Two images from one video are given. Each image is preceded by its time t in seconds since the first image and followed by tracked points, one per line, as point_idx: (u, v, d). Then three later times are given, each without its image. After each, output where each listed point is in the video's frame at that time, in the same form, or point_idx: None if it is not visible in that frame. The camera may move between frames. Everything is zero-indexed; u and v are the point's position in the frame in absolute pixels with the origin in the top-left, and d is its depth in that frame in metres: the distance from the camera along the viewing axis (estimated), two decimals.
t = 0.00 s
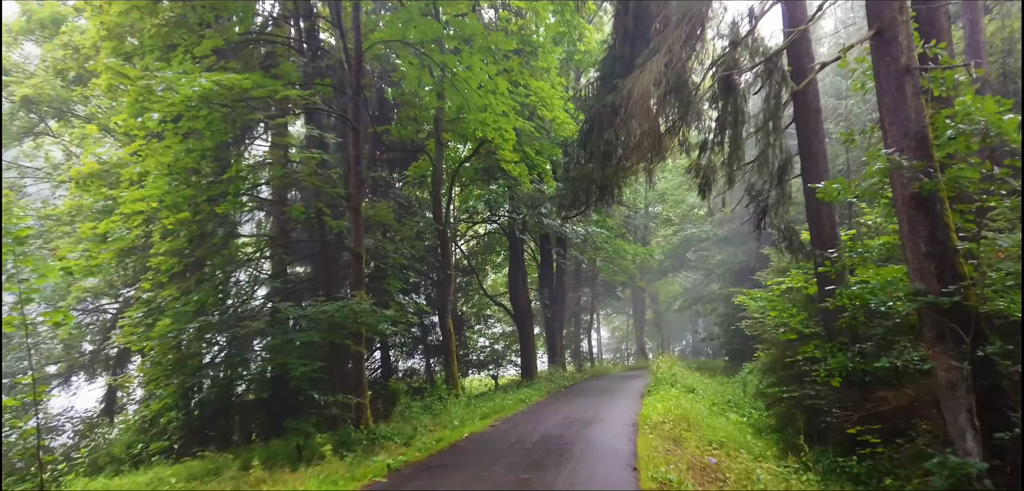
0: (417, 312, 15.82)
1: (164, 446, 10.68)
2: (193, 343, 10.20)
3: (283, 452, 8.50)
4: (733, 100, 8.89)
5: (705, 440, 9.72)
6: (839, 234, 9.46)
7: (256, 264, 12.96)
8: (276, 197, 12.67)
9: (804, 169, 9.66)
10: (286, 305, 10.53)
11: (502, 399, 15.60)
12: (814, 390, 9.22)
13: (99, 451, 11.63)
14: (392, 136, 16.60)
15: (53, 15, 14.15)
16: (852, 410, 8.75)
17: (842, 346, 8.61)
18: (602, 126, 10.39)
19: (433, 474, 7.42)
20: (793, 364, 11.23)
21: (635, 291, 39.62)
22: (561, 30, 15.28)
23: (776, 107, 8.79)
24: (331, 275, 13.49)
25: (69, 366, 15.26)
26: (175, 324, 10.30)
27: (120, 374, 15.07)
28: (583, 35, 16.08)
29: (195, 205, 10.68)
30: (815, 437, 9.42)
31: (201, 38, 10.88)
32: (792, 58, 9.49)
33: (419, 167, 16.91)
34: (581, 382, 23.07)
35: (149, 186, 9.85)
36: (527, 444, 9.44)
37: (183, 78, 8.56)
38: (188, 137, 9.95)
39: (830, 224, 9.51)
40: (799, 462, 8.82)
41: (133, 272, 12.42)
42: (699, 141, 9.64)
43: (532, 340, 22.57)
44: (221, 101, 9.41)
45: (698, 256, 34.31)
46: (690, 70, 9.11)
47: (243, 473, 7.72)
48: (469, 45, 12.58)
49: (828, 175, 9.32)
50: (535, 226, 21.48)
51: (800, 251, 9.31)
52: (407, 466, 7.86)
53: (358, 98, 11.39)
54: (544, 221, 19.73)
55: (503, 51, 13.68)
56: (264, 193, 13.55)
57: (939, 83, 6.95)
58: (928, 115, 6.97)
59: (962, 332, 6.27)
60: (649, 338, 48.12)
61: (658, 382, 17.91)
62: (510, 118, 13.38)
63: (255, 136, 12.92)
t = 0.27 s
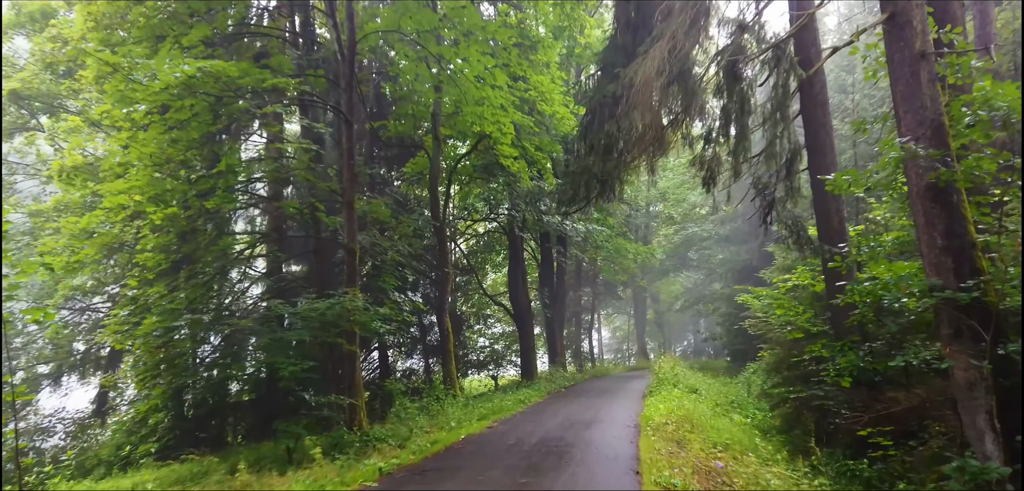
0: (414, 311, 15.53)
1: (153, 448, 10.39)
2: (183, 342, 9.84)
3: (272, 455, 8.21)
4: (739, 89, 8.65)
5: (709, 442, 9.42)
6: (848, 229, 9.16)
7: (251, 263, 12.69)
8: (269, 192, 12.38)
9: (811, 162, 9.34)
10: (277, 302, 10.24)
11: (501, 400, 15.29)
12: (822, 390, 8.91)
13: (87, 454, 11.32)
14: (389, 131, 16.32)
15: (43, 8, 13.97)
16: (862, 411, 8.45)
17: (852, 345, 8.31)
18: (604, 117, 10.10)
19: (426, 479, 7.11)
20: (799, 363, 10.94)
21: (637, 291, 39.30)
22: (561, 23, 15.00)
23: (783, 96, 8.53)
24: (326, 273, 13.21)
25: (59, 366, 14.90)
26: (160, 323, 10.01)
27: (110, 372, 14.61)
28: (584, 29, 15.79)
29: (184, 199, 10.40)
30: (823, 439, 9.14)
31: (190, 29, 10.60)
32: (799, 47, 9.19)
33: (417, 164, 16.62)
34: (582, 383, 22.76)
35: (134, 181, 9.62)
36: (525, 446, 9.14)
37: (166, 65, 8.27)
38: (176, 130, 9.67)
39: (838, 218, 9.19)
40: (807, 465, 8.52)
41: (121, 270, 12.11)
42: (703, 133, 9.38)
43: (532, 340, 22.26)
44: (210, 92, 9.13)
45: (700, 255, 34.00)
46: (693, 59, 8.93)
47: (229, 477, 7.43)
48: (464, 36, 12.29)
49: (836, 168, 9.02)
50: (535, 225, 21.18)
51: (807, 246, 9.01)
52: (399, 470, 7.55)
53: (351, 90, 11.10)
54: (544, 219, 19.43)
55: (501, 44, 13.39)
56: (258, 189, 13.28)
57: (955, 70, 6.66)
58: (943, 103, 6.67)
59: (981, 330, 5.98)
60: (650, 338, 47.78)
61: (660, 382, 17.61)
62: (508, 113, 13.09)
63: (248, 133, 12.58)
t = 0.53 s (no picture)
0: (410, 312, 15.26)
1: (138, 451, 10.10)
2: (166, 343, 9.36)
3: (259, 460, 7.95)
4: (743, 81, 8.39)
5: (710, 446, 9.15)
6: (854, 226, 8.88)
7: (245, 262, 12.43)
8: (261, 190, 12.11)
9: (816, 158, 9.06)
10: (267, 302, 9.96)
11: (497, 402, 15.01)
12: (828, 392, 8.68)
13: (71, 458, 11.03)
14: (384, 128, 16.04)
15: (30, 2, 13.68)
16: (870, 414, 8.21)
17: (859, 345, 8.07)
18: (602, 111, 9.82)
19: (416, 485, 6.84)
20: (802, 365, 10.67)
21: (636, 291, 39.03)
22: (559, 18, 14.74)
23: (789, 89, 8.25)
24: (319, 272, 12.94)
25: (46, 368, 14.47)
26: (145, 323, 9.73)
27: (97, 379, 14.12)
28: (582, 24, 15.53)
29: (171, 196, 10.12)
30: (828, 443, 8.87)
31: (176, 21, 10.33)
32: (804, 38, 8.92)
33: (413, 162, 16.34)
34: (580, 384, 22.48)
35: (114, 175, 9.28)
36: (520, 450, 8.88)
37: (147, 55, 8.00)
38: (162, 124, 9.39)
39: (843, 216, 8.89)
40: (812, 470, 8.25)
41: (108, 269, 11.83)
42: (706, 127, 9.12)
43: (530, 341, 21.98)
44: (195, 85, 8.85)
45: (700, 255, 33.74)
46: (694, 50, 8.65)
47: (212, 483, 7.17)
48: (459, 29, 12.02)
49: (842, 163, 8.74)
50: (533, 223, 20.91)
51: (812, 244, 8.72)
52: (389, 476, 7.29)
53: (342, 84, 10.84)
54: (543, 218, 19.16)
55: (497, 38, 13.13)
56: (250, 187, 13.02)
57: (967, 60, 6.40)
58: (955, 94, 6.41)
59: (996, 330, 5.71)
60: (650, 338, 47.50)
61: (659, 383, 17.36)
62: (504, 108, 12.83)
63: (241, 131, 12.42)
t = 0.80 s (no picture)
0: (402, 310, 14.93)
1: (120, 455, 9.75)
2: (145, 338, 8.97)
3: (241, 464, 7.65)
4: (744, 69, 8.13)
5: (710, 448, 8.87)
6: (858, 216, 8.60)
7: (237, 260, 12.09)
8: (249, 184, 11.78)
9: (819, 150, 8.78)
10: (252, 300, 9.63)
11: (491, 402, 14.69)
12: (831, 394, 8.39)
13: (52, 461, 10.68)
14: (376, 124, 15.73)
15: None
16: (875, 416, 7.92)
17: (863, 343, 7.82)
18: (599, 102, 9.54)
19: None
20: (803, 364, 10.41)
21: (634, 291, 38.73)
22: (554, 11, 14.45)
23: (791, 78, 7.99)
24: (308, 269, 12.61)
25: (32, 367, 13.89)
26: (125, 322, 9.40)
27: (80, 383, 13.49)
28: (577, 18, 15.25)
29: (152, 190, 9.79)
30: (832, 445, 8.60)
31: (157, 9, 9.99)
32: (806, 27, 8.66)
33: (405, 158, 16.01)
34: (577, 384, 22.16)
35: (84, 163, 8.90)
36: (513, 453, 8.58)
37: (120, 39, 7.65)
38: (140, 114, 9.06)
39: (847, 211, 8.59)
40: (815, 474, 7.98)
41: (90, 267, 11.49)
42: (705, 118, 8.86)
43: (527, 341, 21.66)
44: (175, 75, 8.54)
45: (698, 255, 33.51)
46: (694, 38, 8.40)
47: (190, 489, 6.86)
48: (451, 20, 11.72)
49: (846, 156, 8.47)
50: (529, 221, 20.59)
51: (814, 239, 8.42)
52: (375, 481, 6.99)
53: (329, 74, 10.53)
54: (538, 215, 18.84)
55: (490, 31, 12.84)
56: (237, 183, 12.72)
57: (978, 44, 6.13)
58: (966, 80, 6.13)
59: (1011, 327, 5.44)
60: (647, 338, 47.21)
61: (657, 383, 17.10)
62: (498, 101, 12.52)
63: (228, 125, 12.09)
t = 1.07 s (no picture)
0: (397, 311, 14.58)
1: (104, 462, 9.41)
2: (129, 340, 8.59)
3: (226, 473, 7.35)
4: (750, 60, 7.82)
5: (714, 455, 8.56)
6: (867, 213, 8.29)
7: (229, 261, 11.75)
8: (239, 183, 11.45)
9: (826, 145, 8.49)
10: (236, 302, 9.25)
11: (488, 405, 14.36)
12: (839, 398, 8.12)
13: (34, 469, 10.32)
14: (371, 121, 15.42)
15: None
16: (886, 422, 7.63)
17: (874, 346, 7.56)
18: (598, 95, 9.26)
19: None
20: (808, 367, 10.11)
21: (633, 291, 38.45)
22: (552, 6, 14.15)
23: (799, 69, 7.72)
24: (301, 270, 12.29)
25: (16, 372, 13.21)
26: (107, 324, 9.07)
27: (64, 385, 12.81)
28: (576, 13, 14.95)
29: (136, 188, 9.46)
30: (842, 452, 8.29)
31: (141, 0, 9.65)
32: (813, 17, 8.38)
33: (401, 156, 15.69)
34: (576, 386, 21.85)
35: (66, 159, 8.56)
36: (509, 460, 8.29)
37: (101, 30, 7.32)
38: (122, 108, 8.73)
39: (855, 210, 8.23)
40: (825, 482, 7.67)
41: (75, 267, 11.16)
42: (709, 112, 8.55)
43: (525, 342, 21.35)
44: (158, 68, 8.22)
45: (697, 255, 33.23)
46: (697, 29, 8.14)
47: None
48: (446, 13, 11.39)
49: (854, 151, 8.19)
50: (527, 221, 20.29)
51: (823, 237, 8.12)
52: None
53: (320, 69, 10.24)
54: (536, 215, 18.55)
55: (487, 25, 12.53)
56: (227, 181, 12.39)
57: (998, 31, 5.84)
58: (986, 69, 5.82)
59: None
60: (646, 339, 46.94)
61: (657, 385, 16.81)
62: (495, 97, 12.21)
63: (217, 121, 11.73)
